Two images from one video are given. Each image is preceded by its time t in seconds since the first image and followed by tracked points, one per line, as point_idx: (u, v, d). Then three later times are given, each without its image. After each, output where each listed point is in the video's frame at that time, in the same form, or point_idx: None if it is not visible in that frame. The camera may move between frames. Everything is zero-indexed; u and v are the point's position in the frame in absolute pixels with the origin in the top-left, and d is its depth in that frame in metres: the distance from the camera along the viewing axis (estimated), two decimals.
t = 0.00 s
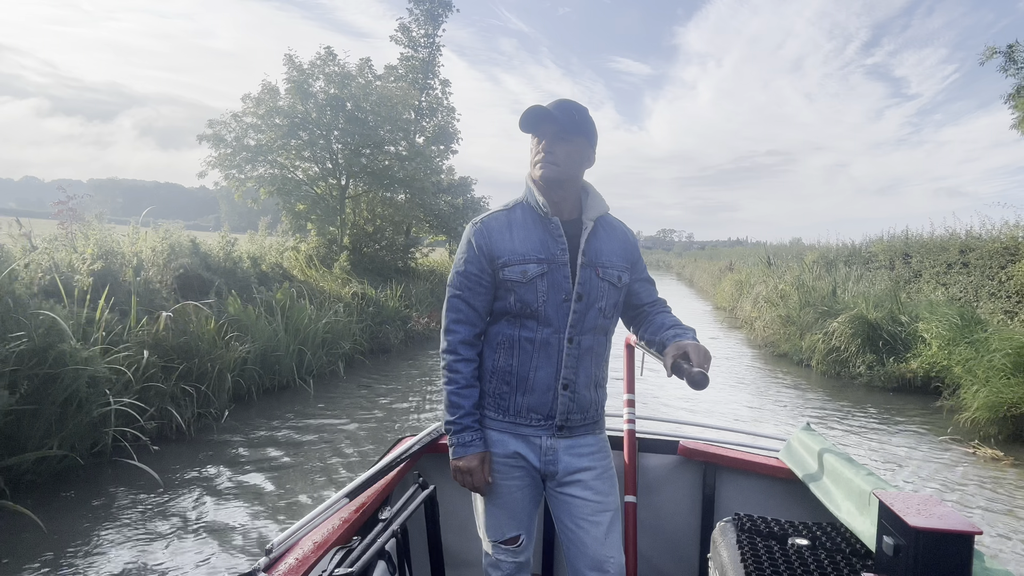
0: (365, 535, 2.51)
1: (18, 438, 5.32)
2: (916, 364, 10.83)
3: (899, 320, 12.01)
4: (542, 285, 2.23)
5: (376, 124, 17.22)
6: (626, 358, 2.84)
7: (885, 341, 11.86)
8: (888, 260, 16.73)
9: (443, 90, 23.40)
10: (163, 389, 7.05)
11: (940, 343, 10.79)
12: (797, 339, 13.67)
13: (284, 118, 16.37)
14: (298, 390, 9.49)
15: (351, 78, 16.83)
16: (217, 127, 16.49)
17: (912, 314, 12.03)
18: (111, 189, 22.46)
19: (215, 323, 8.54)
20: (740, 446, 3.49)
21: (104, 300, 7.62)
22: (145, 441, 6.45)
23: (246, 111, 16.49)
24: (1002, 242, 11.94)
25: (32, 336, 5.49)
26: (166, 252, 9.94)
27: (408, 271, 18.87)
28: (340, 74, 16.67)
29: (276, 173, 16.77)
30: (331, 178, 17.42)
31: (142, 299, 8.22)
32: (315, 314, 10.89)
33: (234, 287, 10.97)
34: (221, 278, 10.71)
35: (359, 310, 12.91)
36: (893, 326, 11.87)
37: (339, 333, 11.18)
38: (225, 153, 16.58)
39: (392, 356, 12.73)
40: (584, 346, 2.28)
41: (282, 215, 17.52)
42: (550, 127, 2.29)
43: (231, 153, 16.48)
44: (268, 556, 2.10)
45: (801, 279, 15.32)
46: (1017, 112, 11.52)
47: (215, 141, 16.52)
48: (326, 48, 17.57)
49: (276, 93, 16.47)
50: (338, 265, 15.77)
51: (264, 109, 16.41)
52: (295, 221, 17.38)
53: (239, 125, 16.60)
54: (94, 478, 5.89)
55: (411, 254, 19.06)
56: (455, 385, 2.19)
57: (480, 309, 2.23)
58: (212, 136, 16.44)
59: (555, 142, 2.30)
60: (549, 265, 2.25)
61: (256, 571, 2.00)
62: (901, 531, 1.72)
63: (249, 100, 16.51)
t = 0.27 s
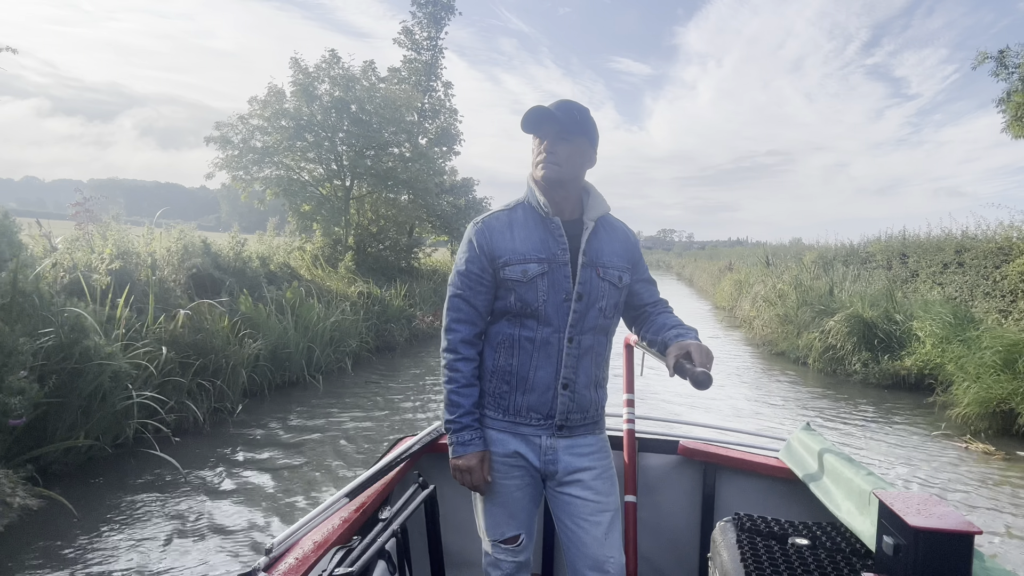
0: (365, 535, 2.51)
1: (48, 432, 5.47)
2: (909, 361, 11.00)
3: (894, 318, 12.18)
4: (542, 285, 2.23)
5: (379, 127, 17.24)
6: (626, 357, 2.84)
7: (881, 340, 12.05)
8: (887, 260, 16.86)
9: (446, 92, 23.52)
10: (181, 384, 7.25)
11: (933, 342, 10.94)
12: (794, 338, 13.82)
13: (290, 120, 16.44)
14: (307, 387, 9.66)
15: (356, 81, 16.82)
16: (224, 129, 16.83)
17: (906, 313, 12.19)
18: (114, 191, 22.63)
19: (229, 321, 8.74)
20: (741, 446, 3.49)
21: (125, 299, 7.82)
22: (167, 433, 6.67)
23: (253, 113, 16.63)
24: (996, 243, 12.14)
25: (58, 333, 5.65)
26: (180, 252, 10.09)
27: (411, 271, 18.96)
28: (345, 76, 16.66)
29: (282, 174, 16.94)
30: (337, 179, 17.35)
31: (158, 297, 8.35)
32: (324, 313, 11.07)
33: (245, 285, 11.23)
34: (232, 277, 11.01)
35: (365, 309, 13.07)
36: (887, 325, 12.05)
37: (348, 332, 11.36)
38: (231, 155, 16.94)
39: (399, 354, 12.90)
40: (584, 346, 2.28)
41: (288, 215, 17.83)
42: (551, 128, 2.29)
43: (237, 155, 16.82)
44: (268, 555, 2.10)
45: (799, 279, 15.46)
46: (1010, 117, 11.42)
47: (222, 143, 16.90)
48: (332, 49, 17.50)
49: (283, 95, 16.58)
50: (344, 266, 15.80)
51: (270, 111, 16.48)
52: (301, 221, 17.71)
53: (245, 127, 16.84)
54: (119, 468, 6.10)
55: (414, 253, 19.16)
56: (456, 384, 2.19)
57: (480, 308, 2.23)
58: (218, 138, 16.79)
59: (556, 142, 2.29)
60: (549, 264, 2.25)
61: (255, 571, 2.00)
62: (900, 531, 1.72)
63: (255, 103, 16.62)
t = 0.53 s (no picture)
0: (365, 535, 2.50)
1: (72, 423, 5.65)
2: (904, 359, 11.15)
3: (889, 317, 12.25)
4: (543, 284, 2.23)
5: (383, 129, 17.50)
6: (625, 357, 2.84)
7: (875, 337, 12.13)
8: (883, 260, 16.99)
9: (448, 94, 23.69)
10: (197, 378, 7.41)
11: (927, 339, 11.06)
12: (791, 336, 13.95)
13: (295, 122, 16.83)
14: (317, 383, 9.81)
15: (361, 83, 17.25)
16: (232, 131, 17.29)
17: (901, 312, 12.27)
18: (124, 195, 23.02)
19: (241, 318, 8.91)
20: (741, 446, 3.49)
21: (144, 296, 8.02)
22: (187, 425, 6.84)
23: (260, 116, 17.12)
24: (992, 243, 12.21)
25: (82, 329, 5.79)
26: (193, 252, 10.58)
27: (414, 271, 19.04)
28: (349, 79, 17.08)
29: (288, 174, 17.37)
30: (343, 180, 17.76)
31: (174, 295, 8.45)
32: (333, 311, 11.20)
33: (256, 284, 11.53)
34: (243, 275, 11.31)
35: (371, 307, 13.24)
36: (882, 323, 12.12)
37: (355, 330, 11.48)
38: (238, 156, 17.37)
39: (404, 352, 13.04)
40: (585, 346, 2.27)
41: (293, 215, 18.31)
42: (553, 127, 2.30)
43: (243, 156, 17.27)
44: (268, 555, 2.10)
45: (798, 278, 15.60)
46: (999, 120, 11.37)
47: (229, 144, 17.33)
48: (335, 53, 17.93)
49: (288, 97, 17.05)
50: (349, 265, 15.88)
51: (277, 113, 16.91)
52: (307, 222, 17.92)
53: (252, 129, 17.29)
54: (142, 458, 6.29)
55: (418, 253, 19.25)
56: (457, 384, 2.19)
57: (481, 307, 2.23)
58: (225, 139, 17.24)
59: (559, 142, 2.29)
60: (551, 264, 2.25)
61: (255, 570, 2.00)
62: (900, 531, 1.71)
63: (262, 105, 17.02)
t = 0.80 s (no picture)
0: (365, 535, 2.50)
1: (96, 416, 5.89)
2: (899, 356, 11.22)
3: (884, 316, 12.35)
4: (545, 284, 2.23)
5: (387, 131, 17.60)
6: (625, 356, 2.84)
7: (871, 336, 12.22)
8: (880, 259, 17.06)
9: (451, 95, 23.78)
10: (212, 374, 7.68)
11: (921, 338, 11.19)
12: (788, 335, 14.04)
13: (300, 123, 16.83)
14: (328, 378, 10.02)
15: (366, 86, 17.38)
16: (238, 133, 17.30)
17: (896, 311, 12.40)
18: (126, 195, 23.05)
19: (253, 316, 9.15)
20: (741, 445, 3.49)
21: (163, 295, 8.32)
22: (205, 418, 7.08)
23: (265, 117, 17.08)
24: (987, 243, 12.43)
25: (105, 326, 6.17)
26: (205, 252, 10.79)
27: (417, 270, 19.10)
28: (354, 82, 17.21)
29: (294, 176, 17.32)
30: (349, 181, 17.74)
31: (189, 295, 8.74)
32: (340, 310, 11.38)
33: (266, 283, 11.72)
34: (252, 275, 11.46)
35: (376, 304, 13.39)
36: (878, 322, 12.21)
37: (362, 328, 11.65)
38: (244, 157, 17.21)
39: (408, 350, 13.16)
40: (586, 346, 2.27)
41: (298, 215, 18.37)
42: (555, 128, 2.30)
43: (249, 157, 17.12)
44: (268, 555, 2.10)
45: (796, 277, 15.66)
46: (988, 123, 11.44)
47: (235, 146, 17.43)
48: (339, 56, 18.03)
49: (294, 100, 17.11)
50: (354, 265, 15.95)
51: (283, 115, 16.86)
52: (313, 222, 17.94)
53: (259, 130, 17.08)
54: (166, 449, 6.55)
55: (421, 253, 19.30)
56: (458, 384, 2.19)
57: (482, 307, 2.23)
58: (233, 141, 17.36)
59: (561, 142, 2.29)
60: (552, 264, 2.25)
61: (256, 570, 2.00)
62: (900, 531, 1.71)
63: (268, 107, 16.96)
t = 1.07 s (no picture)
0: (365, 535, 2.50)
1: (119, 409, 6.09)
2: (893, 354, 11.39)
3: (880, 315, 12.53)
4: (546, 284, 2.23)
5: (391, 132, 17.61)
6: (625, 356, 2.84)
7: (867, 334, 12.43)
8: (878, 259, 17.11)
9: (454, 97, 23.84)
10: (227, 370, 7.92)
11: (916, 335, 11.32)
12: (786, 334, 14.14)
13: (306, 126, 16.93)
14: (335, 375, 10.26)
15: (370, 88, 17.50)
16: (245, 134, 17.47)
17: (892, 309, 12.56)
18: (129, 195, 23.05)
19: (264, 315, 9.40)
20: (741, 445, 3.49)
21: (180, 292, 8.55)
22: (221, 411, 7.31)
23: (271, 119, 17.29)
24: (982, 243, 12.51)
25: (125, 323, 6.41)
26: (217, 252, 10.95)
27: (420, 270, 19.15)
28: (359, 84, 17.31)
29: (299, 177, 17.47)
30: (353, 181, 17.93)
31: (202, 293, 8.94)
32: (348, 309, 11.60)
33: (275, 283, 11.85)
34: (260, 275, 11.61)
35: (381, 303, 13.55)
36: (874, 321, 12.40)
37: (369, 326, 11.86)
38: (250, 158, 17.43)
39: (412, 348, 13.29)
40: (587, 346, 2.27)
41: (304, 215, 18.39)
42: (559, 128, 2.29)
43: (255, 159, 17.35)
44: (268, 555, 2.10)
45: (794, 276, 15.72)
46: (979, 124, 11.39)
47: (242, 147, 17.57)
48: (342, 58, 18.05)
49: (300, 103, 17.18)
50: (358, 265, 16.00)
51: (289, 117, 17.07)
52: (318, 222, 18.09)
53: (265, 133, 17.38)
54: (186, 440, 6.79)
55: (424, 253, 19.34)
56: (459, 384, 2.19)
57: (484, 307, 2.23)
58: (240, 142, 17.52)
59: (564, 141, 2.29)
60: (554, 264, 2.25)
61: (255, 571, 2.00)
62: (900, 531, 1.71)
63: (275, 110, 17.18)
